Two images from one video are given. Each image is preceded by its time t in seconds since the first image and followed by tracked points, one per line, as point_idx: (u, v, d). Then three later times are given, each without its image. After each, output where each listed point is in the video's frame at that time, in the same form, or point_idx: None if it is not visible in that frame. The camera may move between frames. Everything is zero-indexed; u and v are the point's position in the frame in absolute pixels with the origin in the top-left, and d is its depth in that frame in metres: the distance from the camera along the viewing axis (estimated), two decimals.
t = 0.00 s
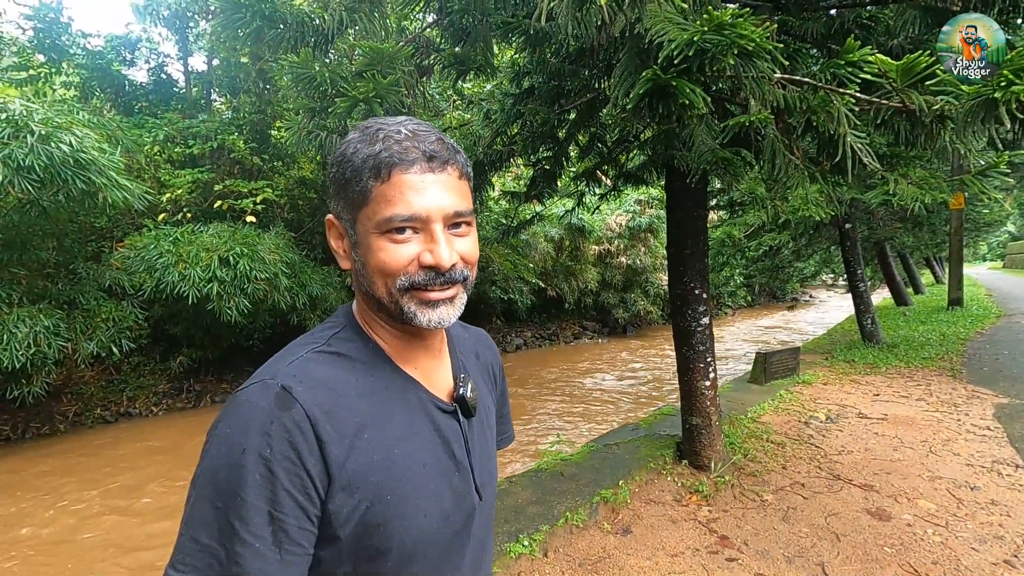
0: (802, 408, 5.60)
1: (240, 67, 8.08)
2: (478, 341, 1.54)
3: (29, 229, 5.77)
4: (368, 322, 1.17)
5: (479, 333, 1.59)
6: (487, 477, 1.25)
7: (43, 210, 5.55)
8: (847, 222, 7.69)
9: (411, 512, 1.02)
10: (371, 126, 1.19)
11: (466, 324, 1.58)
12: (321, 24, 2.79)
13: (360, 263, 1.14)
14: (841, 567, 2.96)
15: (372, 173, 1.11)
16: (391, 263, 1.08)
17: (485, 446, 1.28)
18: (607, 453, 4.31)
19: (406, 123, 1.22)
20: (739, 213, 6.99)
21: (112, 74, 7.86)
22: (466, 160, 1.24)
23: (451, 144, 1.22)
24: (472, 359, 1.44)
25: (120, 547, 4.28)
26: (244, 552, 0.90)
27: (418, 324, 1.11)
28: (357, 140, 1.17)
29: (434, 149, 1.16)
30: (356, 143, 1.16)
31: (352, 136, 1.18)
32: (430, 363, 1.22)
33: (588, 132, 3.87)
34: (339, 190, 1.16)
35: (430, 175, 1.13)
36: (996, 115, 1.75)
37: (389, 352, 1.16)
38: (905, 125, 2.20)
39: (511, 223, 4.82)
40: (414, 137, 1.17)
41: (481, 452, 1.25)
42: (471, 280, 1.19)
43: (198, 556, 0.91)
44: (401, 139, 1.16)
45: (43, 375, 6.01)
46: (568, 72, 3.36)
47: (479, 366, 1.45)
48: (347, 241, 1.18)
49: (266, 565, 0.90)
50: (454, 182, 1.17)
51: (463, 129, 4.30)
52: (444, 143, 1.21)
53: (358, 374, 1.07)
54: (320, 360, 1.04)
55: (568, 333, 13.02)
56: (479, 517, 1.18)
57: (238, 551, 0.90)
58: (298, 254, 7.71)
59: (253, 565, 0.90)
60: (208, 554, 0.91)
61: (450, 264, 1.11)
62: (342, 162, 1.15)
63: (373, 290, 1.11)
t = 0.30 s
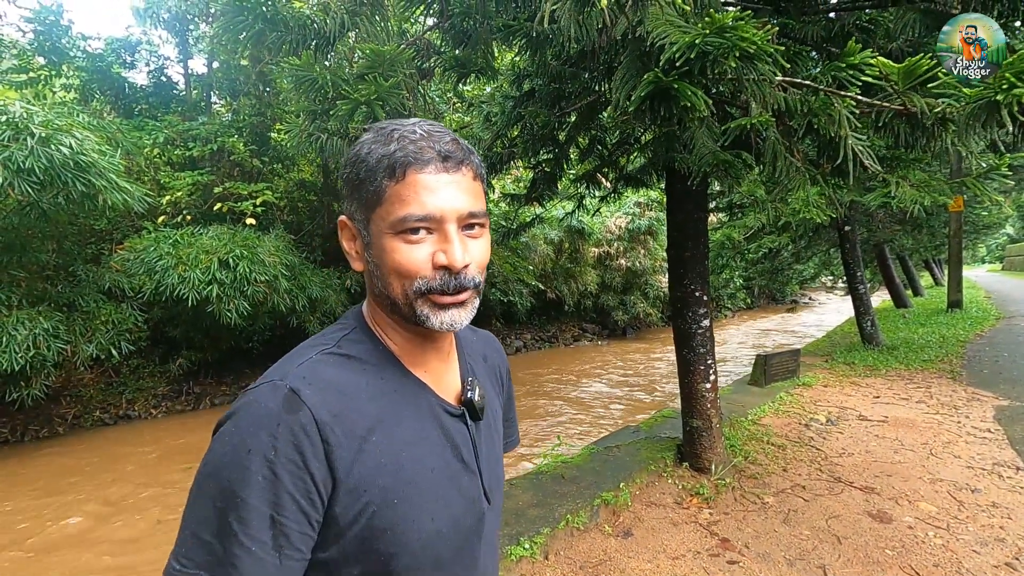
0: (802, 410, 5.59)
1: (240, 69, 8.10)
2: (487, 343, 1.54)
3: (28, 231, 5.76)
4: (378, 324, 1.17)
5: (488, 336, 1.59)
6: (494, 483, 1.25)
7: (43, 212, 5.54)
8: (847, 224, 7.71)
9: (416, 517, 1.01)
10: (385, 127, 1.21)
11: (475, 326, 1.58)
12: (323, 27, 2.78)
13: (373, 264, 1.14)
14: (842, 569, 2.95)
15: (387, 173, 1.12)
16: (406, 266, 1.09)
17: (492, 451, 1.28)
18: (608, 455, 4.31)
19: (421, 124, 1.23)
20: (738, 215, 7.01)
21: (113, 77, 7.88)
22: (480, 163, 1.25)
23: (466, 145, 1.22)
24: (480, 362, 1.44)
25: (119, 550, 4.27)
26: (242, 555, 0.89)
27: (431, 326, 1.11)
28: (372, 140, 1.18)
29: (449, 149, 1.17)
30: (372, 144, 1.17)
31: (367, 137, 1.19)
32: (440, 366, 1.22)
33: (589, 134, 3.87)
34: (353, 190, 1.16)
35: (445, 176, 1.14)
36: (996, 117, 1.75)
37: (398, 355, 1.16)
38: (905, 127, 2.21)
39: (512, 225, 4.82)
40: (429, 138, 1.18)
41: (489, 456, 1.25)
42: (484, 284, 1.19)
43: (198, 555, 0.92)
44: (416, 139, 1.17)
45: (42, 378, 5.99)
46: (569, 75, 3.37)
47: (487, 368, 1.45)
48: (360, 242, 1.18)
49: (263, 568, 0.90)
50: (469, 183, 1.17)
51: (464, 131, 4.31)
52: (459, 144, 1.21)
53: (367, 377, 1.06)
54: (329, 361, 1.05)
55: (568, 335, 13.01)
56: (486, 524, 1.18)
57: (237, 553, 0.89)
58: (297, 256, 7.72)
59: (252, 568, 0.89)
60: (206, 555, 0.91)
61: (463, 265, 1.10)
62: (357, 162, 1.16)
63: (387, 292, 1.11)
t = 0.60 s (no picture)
0: (800, 410, 5.60)
1: (238, 68, 8.08)
2: (494, 345, 1.53)
3: (25, 231, 5.74)
4: (380, 321, 1.17)
5: (495, 337, 1.59)
6: (495, 486, 1.24)
7: (40, 211, 5.52)
8: (845, 224, 7.72)
9: (415, 517, 1.01)
10: (381, 121, 1.21)
11: (483, 327, 1.58)
12: (320, 27, 2.78)
13: (370, 259, 1.14)
14: (841, 568, 2.96)
15: (381, 165, 1.12)
16: (401, 257, 1.08)
17: (495, 455, 1.27)
18: (607, 454, 4.31)
19: (418, 117, 1.23)
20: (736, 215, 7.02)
21: (110, 75, 7.86)
22: (477, 153, 1.24)
23: (462, 136, 1.22)
24: (487, 364, 1.43)
25: (117, 550, 4.25)
26: (238, 549, 0.89)
27: (428, 319, 1.10)
28: (368, 135, 1.18)
29: (442, 139, 1.17)
30: (367, 136, 1.17)
31: (364, 132, 1.19)
32: (443, 364, 1.21)
33: (588, 134, 3.87)
34: (351, 184, 1.17)
35: (439, 165, 1.13)
36: (997, 116, 1.75)
37: (400, 352, 1.15)
38: (905, 126, 2.20)
39: (510, 225, 4.82)
40: (423, 129, 1.18)
41: (491, 459, 1.24)
42: (482, 276, 1.18)
43: (200, 549, 0.92)
44: (409, 131, 1.17)
45: (39, 378, 5.96)
46: (568, 74, 3.37)
47: (493, 370, 1.45)
48: (359, 238, 1.18)
49: (259, 563, 0.90)
50: (464, 173, 1.17)
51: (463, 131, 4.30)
52: (455, 135, 1.21)
53: (367, 375, 1.06)
54: (328, 358, 1.04)
55: (566, 335, 13.02)
56: (487, 526, 1.17)
57: (236, 548, 0.89)
58: (296, 256, 7.71)
59: (247, 563, 0.89)
60: (205, 547, 0.91)
61: (458, 256, 1.10)
62: (354, 156, 1.16)
63: (383, 284, 1.11)
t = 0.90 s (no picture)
0: (798, 408, 5.61)
1: (235, 67, 8.06)
2: (494, 345, 1.53)
3: (22, 230, 5.72)
4: (389, 323, 1.17)
5: (495, 339, 1.59)
6: (503, 484, 1.25)
7: (37, 210, 5.50)
8: (843, 223, 7.73)
9: (433, 518, 1.01)
10: (386, 122, 1.21)
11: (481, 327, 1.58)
12: (317, 25, 2.77)
13: (380, 257, 1.13)
14: (839, 566, 2.97)
15: (390, 163, 1.12)
16: (413, 253, 1.08)
17: (500, 454, 1.27)
18: (605, 453, 4.31)
19: (423, 117, 1.23)
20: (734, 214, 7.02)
21: (107, 74, 7.85)
22: (483, 150, 1.25)
23: (468, 134, 1.22)
24: (488, 364, 1.43)
25: (115, 550, 4.24)
26: (262, 557, 0.89)
27: (442, 314, 1.10)
28: (375, 135, 1.18)
29: (450, 137, 1.17)
30: (373, 137, 1.17)
31: (370, 132, 1.19)
32: (450, 364, 1.22)
33: (586, 133, 3.87)
34: (359, 185, 1.16)
35: (448, 162, 1.14)
36: (995, 114, 1.75)
37: (410, 351, 1.16)
38: (902, 126, 2.20)
39: (509, 223, 4.82)
40: (430, 126, 1.18)
41: (498, 459, 1.24)
42: (493, 271, 1.18)
43: (222, 558, 0.92)
44: (417, 129, 1.17)
45: (36, 377, 5.94)
46: (566, 73, 3.38)
47: (494, 371, 1.45)
48: (367, 239, 1.18)
49: (283, 570, 0.89)
50: (472, 169, 1.17)
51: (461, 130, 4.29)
52: (461, 133, 1.21)
53: (381, 377, 1.06)
54: (343, 361, 1.04)
55: (565, 333, 13.02)
56: (498, 524, 1.18)
57: (260, 556, 0.89)
58: (294, 255, 7.70)
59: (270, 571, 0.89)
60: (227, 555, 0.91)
61: (471, 250, 1.10)
62: (360, 157, 1.16)
63: (395, 281, 1.10)
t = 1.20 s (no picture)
0: (788, 404, 5.65)
1: (224, 62, 7.99)
2: (479, 342, 1.53)
3: (7, 226, 5.63)
4: (387, 318, 1.16)
5: (479, 335, 1.59)
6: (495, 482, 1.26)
7: (22, 207, 5.42)
8: (832, 220, 7.80)
9: (437, 521, 1.01)
10: (392, 115, 1.20)
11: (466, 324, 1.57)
12: (306, 20, 2.75)
13: (380, 254, 1.11)
14: (827, 561, 2.99)
15: (397, 158, 1.11)
16: (416, 252, 1.07)
17: (492, 452, 1.29)
18: (596, 450, 4.32)
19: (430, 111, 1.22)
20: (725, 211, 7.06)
21: (94, 69, 7.76)
22: (489, 149, 1.24)
23: (475, 133, 1.21)
24: (476, 362, 1.44)
25: (102, 550, 4.21)
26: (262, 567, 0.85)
27: (442, 316, 1.09)
28: (380, 128, 1.16)
29: (459, 135, 1.16)
30: (379, 130, 1.15)
31: (375, 125, 1.17)
32: (444, 363, 1.23)
33: (577, 130, 3.86)
34: (361, 179, 1.15)
35: (455, 161, 1.13)
36: (980, 113, 1.77)
37: (408, 349, 1.15)
38: (890, 124, 2.22)
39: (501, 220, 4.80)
40: (438, 123, 1.17)
41: (491, 458, 1.26)
42: (494, 273, 1.18)
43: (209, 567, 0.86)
44: (425, 124, 1.16)
45: (22, 376, 5.86)
46: (557, 70, 3.37)
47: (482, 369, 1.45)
48: (366, 233, 1.17)
49: None
50: (479, 169, 1.16)
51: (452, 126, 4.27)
52: (469, 131, 1.20)
53: (386, 378, 1.04)
54: (350, 361, 1.01)
55: (557, 331, 13.03)
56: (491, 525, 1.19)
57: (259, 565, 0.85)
58: (284, 252, 7.65)
59: None
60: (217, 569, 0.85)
61: (475, 252, 1.09)
62: (364, 151, 1.15)
63: (396, 280, 1.09)
